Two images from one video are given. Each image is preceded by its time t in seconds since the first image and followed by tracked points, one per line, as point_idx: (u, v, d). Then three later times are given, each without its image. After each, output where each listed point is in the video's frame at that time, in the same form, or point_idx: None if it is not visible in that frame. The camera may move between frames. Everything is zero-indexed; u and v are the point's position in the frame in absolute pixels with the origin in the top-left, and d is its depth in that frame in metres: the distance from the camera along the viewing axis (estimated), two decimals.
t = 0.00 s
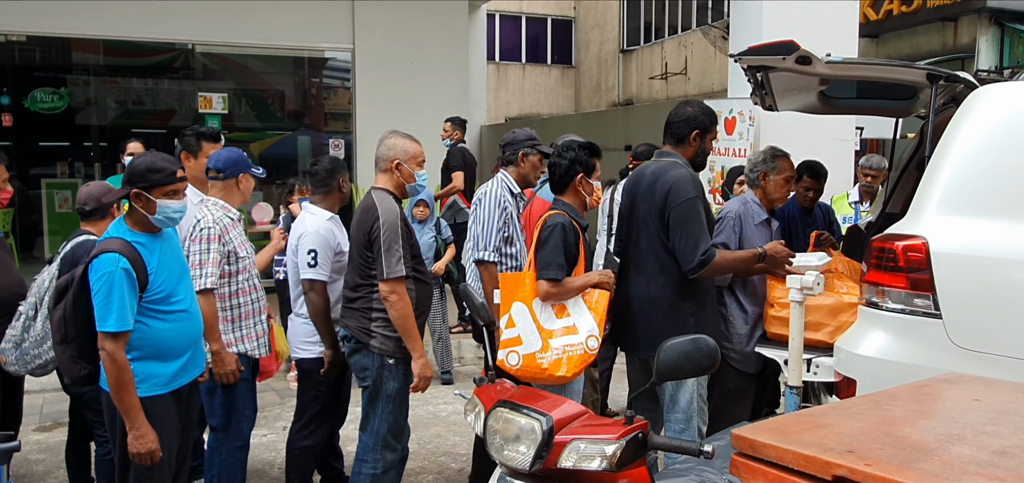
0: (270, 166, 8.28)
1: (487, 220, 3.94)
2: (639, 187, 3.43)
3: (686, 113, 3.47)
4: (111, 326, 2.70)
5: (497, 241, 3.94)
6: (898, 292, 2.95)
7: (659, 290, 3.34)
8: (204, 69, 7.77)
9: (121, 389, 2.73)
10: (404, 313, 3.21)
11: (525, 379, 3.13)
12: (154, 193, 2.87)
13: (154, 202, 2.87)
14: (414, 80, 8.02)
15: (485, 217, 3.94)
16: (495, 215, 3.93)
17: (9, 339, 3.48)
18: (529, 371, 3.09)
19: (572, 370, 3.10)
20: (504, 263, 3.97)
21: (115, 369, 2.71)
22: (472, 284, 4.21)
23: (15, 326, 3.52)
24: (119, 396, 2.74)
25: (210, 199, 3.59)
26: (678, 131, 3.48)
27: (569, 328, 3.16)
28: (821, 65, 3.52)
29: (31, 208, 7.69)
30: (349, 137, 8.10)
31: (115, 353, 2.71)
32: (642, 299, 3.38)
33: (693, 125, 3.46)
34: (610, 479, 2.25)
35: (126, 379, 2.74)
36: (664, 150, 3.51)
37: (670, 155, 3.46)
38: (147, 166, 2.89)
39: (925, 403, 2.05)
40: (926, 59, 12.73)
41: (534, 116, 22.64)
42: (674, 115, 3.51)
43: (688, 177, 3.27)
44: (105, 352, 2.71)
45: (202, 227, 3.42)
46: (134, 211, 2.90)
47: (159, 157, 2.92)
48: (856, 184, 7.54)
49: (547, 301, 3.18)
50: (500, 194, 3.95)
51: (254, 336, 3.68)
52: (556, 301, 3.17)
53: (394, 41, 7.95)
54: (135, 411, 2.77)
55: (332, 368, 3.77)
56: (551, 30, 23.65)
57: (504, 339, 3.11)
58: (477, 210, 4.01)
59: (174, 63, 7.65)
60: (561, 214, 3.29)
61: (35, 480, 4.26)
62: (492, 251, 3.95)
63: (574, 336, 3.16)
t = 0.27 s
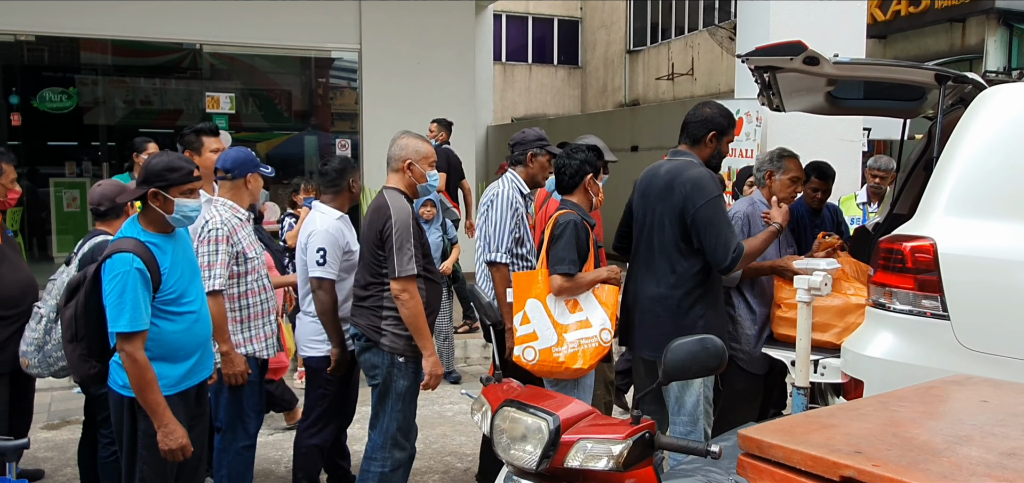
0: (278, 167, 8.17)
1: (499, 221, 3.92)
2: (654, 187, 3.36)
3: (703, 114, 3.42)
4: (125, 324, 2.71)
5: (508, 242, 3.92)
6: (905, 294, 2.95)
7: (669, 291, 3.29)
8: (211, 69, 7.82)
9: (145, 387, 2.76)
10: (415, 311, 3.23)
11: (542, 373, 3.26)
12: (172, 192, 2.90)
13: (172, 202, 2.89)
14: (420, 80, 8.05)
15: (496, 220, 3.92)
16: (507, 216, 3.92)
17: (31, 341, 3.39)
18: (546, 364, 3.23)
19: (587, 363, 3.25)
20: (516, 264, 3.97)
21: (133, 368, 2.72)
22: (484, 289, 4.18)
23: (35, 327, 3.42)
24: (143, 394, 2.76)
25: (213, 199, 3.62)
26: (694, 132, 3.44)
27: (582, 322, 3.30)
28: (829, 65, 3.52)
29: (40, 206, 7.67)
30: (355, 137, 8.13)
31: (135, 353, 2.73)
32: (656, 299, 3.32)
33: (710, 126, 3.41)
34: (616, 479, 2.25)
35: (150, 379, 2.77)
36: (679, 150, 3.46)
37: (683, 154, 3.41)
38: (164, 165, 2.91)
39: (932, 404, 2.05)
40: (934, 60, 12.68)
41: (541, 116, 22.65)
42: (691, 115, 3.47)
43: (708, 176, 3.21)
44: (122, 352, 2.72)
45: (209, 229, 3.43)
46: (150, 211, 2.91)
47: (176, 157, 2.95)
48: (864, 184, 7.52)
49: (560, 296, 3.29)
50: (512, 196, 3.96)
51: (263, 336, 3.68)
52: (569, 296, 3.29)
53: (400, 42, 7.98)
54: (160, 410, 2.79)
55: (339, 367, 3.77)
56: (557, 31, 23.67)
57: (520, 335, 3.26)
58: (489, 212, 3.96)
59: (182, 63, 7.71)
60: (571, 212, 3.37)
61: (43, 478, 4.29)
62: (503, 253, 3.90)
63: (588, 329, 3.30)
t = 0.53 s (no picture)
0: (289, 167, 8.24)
1: (513, 223, 3.93)
2: (669, 188, 3.35)
3: (719, 115, 3.41)
4: (145, 318, 2.72)
5: (522, 243, 3.93)
6: (919, 295, 2.93)
7: (685, 293, 3.27)
8: (224, 69, 7.87)
9: (157, 382, 2.77)
10: (429, 310, 3.24)
11: (553, 361, 3.43)
12: (193, 186, 2.94)
13: (192, 196, 2.94)
14: (431, 80, 8.07)
15: (510, 222, 3.93)
16: (520, 217, 3.93)
17: (53, 341, 3.35)
18: (557, 352, 3.39)
19: (598, 351, 3.40)
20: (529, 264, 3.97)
21: (148, 361, 2.74)
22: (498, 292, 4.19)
23: (56, 327, 3.38)
24: (155, 390, 2.77)
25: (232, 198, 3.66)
26: (711, 132, 3.42)
27: (594, 312, 3.43)
28: (842, 66, 3.50)
29: (54, 206, 7.72)
30: (366, 137, 8.17)
31: (151, 346, 2.74)
32: (667, 300, 3.31)
33: (725, 127, 3.40)
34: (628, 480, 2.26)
35: (161, 373, 2.78)
36: (695, 150, 3.44)
37: (699, 155, 3.39)
38: (183, 160, 2.94)
39: (947, 407, 2.03)
40: (948, 60, 12.58)
41: (551, 117, 22.63)
42: (707, 117, 3.46)
43: (725, 178, 3.20)
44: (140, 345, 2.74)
45: (224, 231, 3.46)
46: (169, 206, 2.94)
47: (193, 152, 2.98)
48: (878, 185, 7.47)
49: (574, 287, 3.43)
50: (524, 196, 3.97)
51: (277, 338, 3.69)
52: (581, 287, 3.43)
53: (411, 42, 8.01)
54: (169, 405, 2.81)
55: (351, 365, 3.78)
56: (569, 31, 23.66)
57: (534, 323, 3.42)
58: (501, 215, 3.98)
59: (195, 64, 7.77)
60: (587, 209, 3.51)
61: (58, 475, 4.33)
62: (518, 254, 3.92)
63: (599, 319, 3.43)
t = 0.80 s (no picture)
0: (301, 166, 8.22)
1: (521, 220, 3.94)
2: (683, 187, 3.34)
3: (737, 115, 3.40)
4: (157, 313, 2.75)
5: (530, 241, 3.92)
6: (934, 296, 2.91)
7: (696, 292, 3.25)
8: (236, 69, 7.92)
9: (166, 377, 2.79)
10: (444, 308, 3.25)
11: (558, 352, 3.49)
12: (207, 183, 2.96)
13: (207, 193, 2.96)
14: (443, 80, 8.09)
15: (519, 219, 3.94)
16: (530, 216, 3.93)
17: (69, 339, 3.38)
18: (561, 343, 3.45)
19: (599, 344, 3.41)
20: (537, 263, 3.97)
21: (156, 355, 2.76)
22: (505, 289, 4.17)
23: (72, 325, 3.41)
24: (164, 383, 2.79)
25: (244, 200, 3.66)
26: (728, 132, 3.40)
27: (598, 306, 3.44)
28: (856, 65, 3.48)
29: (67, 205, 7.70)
30: (378, 137, 8.20)
31: (162, 341, 2.76)
32: (679, 300, 3.28)
33: (742, 127, 3.38)
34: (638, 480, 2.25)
35: (171, 367, 2.80)
36: (711, 150, 3.42)
37: (716, 155, 3.37)
38: (198, 158, 2.97)
39: (962, 409, 2.02)
40: (962, 59, 12.50)
41: (562, 116, 22.61)
42: (725, 116, 3.44)
43: (740, 178, 3.19)
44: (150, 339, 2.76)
45: (237, 232, 3.47)
46: (183, 202, 2.96)
47: (208, 150, 3.02)
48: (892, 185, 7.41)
49: (579, 280, 3.45)
50: (534, 195, 3.97)
51: (292, 340, 3.69)
52: (587, 280, 3.44)
53: (423, 42, 8.04)
54: (177, 398, 2.83)
55: (362, 363, 3.78)
56: (580, 31, 23.65)
57: (540, 313, 3.50)
58: (510, 212, 3.98)
59: (208, 64, 7.83)
60: (598, 206, 3.55)
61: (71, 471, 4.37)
62: (525, 252, 3.91)
63: (603, 313, 3.43)
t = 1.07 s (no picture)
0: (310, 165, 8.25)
1: (528, 219, 3.93)
2: (698, 186, 3.33)
3: (751, 116, 3.39)
4: (168, 312, 2.76)
5: (537, 240, 3.93)
6: (946, 297, 2.89)
7: (709, 292, 3.22)
8: (247, 69, 7.96)
9: (178, 375, 2.80)
10: (456, 307, 3.26)
11: (567, 350, 3.48)
12: (218, 183, 2.97)
13: (217, 193, 2.97)
14: (452, 79, 8.11)
15: (525, 218, 3.93)
16: (537, 215, 3.93)
17: (83, 337, 3.40)
18: (570, 342, 3.44)
19: (609, 344, 3.41)
20: (544, 262, 3.98)
21: (168, 354, 2.77)
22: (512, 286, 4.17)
23: (85, 324, 3.43)
24: (176, 382, 2.80)
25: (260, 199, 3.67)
26: (742, 133, 3.38)
27: (609, 305, 3.43)
28: (867, 64, 3.47)
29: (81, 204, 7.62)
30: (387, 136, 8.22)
31: (174, 340, 2.78)
32: (693, 299, 3.26)
33: (757, 128, 3.36)
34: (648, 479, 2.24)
35: (182, 366, 2.81)
36: (725, 151, 3.41)
37: (728, 155, 3.36)
38: (210, 158, 2.99)
39: (974, 410, 2.00)
40: (974, 58, 12.42)
41: (572, 116, 22.58)
42: (738, 118, 3.42)
43: (757, 173, 3.20)
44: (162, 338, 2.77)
45: (249, 230, 3.51)
46: (195, 203, 2.97)
47: (220, 151, 3.04)
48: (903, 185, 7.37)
49: (590, 279, 3.45)
50: (542, 194, 3.96)
51: (304, 337, 3.69)
52: (598, 280, 3.44)
53: (432, 42, 8.06)
54: (190, 397, 2.84)
55: (374, 361, 3.79)
56: (589, 30, 23.64)
57: (550, 312, 3.48)
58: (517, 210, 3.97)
59: (218, 64, 7.87)
60: (608, 206, 3.57)
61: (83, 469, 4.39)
62: (531, 251, 3.92)
63: (612, 312, 3.42)
